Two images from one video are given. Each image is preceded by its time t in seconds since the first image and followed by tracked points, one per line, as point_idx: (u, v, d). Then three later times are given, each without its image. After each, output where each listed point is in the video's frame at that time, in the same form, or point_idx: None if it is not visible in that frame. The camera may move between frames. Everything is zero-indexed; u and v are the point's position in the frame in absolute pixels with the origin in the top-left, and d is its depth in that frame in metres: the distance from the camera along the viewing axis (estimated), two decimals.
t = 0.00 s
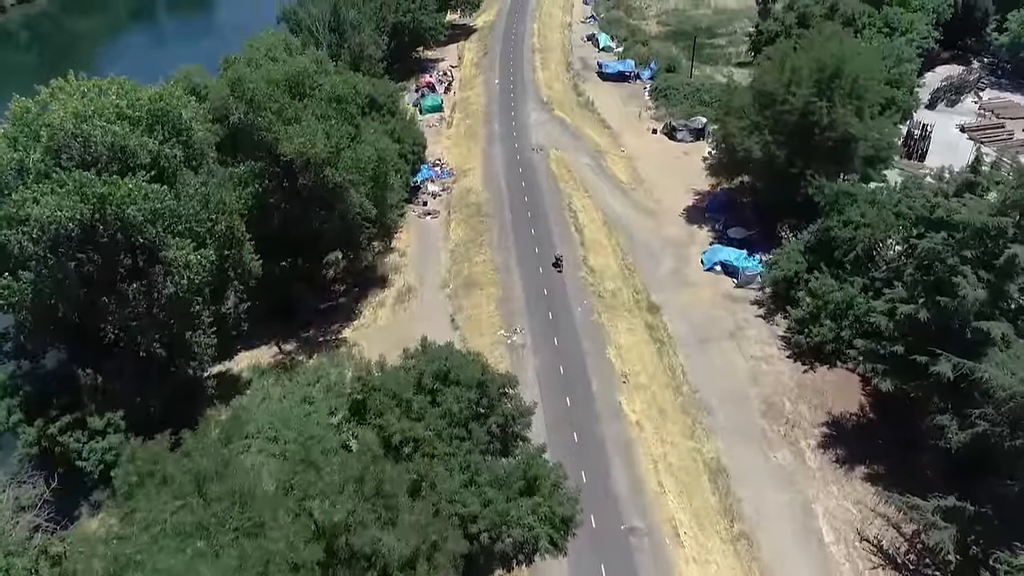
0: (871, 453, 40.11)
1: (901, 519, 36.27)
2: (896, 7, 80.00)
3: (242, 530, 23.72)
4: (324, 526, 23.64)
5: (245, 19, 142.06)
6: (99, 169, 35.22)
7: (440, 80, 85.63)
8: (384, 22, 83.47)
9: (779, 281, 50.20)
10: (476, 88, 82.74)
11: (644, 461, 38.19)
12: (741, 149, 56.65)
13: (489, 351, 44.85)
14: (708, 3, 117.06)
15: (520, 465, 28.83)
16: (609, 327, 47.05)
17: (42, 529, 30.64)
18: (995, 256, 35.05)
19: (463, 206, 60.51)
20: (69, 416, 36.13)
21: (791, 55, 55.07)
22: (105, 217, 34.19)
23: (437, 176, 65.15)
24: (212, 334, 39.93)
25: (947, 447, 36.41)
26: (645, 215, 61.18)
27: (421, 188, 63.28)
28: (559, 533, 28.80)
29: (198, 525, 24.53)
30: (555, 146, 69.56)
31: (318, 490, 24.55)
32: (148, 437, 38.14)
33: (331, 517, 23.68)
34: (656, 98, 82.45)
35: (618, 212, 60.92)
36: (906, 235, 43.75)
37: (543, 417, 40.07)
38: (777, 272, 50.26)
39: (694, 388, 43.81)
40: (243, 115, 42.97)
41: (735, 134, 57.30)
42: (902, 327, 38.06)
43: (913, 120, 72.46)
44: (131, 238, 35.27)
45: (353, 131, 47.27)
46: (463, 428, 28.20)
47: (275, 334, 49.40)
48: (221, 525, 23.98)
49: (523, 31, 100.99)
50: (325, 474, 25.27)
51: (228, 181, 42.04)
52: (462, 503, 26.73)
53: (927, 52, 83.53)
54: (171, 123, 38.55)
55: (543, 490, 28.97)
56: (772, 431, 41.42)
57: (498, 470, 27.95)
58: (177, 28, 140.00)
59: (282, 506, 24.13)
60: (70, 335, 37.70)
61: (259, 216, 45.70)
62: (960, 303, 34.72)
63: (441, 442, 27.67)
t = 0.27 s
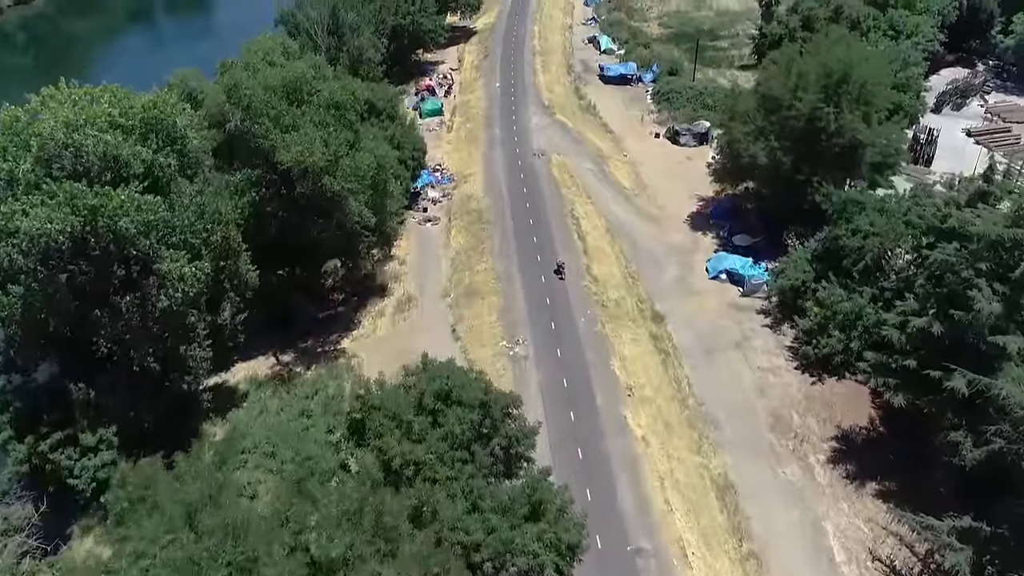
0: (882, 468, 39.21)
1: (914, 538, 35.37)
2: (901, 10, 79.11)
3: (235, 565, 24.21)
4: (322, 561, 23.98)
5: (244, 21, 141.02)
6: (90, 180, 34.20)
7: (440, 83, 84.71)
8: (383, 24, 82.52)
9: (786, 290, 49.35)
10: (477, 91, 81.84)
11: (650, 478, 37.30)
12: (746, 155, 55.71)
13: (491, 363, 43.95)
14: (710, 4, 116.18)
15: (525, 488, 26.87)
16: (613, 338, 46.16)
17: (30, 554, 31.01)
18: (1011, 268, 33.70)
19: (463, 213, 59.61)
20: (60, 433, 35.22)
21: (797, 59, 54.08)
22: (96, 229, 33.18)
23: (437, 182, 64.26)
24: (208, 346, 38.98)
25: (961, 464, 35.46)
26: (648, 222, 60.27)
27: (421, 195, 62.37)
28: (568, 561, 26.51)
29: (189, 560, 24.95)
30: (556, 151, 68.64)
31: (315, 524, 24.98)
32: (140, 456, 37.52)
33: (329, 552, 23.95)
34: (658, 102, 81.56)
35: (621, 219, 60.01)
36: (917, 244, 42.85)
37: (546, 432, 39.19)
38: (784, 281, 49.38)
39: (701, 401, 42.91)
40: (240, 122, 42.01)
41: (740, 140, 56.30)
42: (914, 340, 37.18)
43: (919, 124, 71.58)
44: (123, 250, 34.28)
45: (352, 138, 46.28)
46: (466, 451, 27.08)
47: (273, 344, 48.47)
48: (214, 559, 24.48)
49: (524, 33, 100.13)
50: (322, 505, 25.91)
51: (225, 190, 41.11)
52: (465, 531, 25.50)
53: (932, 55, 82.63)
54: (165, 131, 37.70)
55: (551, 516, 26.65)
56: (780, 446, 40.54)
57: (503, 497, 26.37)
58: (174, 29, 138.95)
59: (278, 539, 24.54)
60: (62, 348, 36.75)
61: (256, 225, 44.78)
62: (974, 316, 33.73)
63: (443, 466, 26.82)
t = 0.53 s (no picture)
0: (894, 485, 38.31)
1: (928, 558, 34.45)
2: (906, 12, 78.21)
3: None
4: None
5: (243, 22, 139.99)
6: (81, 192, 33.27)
7: (440, 87, 83.81)
8: (383, 27, 81.94)
9: (793, 300, 48.49)
10: (477, 95, 80.93)
11: (657, 496, 36.42)
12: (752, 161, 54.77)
13: (492, 376, 43.06)
14: (712, 6, 115.28)
15: (529, 515, 25.40)
16: (617, 349, 45.25)
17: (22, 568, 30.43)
18: None
19: (464, 219, 58.69)
20: (51, 450, 34.43)
21: (804, 64, 53.11)
22: (87, 242, 32.23)
23: (437, 188, 63.34)
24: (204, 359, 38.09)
25: (976, 482, 34.54)
26: (652, 229, 59.37)
27: (421, 201, 61.49)
28: None
29: None
30: (558, 156, 67.73)
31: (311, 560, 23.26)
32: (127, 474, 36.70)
33: None
34: (661, 106, 80.68)
35: (624, 226, 59.12)
36: (928, 254, 41.99)
37: (550, 448, 38.32)
38: (792, 291, 48.55)
39: (707, 414, 42.00)
40: (236, 129, 41.09)
41: (745, 146, 55.31)
42: (927, 354, 36.29)
43: (925, 129, 70.64)
44: (116, 263, 33.32)
45: (351, 145, 45.33)
46: (469, 474, 26.03)
47: (271, 356, 47.50)
48: None
49: (525, 35, 99.21)
50: (320, 538, 24.25)
51: (221, 199, 40.20)
52: (468, 560, 23.83)
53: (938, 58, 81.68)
54: (159, 140, 36.65)
55: (556, 543, 25.04)
56: (789, 461, 39.63)
57: (507, 524, 24.96)
58: (173, 31, 137.83)
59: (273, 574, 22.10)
60: (53, 362, 35.87)
61: (253, 234, 43.91)
62: (989, 331, 32.72)
63: (446, 491, 25.46)
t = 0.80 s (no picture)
0: (905, 501, 37.44)
1: None
2: (911, 15, 77.33)
3: None
4: None
5: (241, 23, 138.90)
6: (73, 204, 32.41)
7: (440, 90, 82.86)
8: (383, 30, 81.68)
9: (801, 310, 47.63)
10: (478, 99, 80.00)
11: (663, 514, 35.58)
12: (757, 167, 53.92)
13: (494, 389, 42.15)
14: (714, 7, 114.40)
15: (534, 543, 24.06)
16: (622, 361, 44.34)
17: None
18: None
19: (465, 226, 57.74)
20: (43, 468, 33.54)
21: (810, 69, 52.17)
22: (78, 255, 31.41)
23: (437, 194, 62.40)
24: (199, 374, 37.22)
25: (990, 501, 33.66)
26: (656, 236, 58.44)
27: (421, 207, 60.56)
28: None
29: None
30: (560, 161, 66.82)
31: None
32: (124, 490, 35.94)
33: None
34: (663, 109, 79.78)
35: (628, 232, 58.21)
36: (940, 265, 41.08)
37: (554, 464, 37.47)
38: (799, 301, 47.69)
39: (714, 428, 41.10)
40: (233, 137, 40.20)
41: (751, 152, 54.44)
42: (940, 369, 35.32)
43: (931, 133, 69.74)
44: (108, 276, 32.48)
45: (350, 152, 44.41)
46: (471, 500, 25.26)
47: (268, 367, 46.43)
48: None
49: (526, 38, 98.27)
50: None
51: (217, 209, 39.30)
52: None
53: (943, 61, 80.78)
54: (153, 149, 35.80)
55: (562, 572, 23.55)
56: (798, 477, 38.71)
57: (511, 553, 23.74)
58: (171, 32, 136.53)
59: None
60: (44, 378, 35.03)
61: (250, 244, 43.03)
62: (1006, 347, 31.41)
63: (447, 518, 24.69)
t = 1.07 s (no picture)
0: (917, 519, 36.52)
1: None
2: (917, 18, 76.42)
3: None
4: None
5: (241, 25, 137.89)
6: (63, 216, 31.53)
7: (440, 93, 81.93)
8: (382, 33, 81.15)
9: (808, 320, 46.75)
10: (478, 102, 79.09)
11: (670, 534, 34.68)
12: (762, 174, 52.95)
13: (496, 403, 41.28)
14: (716, 9, 113.49)
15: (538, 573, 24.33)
16: (626, 373, 43.46)
17: None
18: None
19: (465, 233, 56.84)
20: (32, 488, 32.39)
21: (818, 74, 51.22)
22: (68, 269, 30.51)
23: (437, 200, 61.47)
24: (194, 390, 36.28)
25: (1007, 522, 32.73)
26: (659, 243, 57.56)
27: (421, 214, 59.66)
28: None
29: None
30: (562, 166, 65.89)
31: None
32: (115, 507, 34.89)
33: None
34: (666, 113, 78.89)
35: (631, 240, 57.35)
36: (952, 276, 40.18)
37: (558, 482, 36.58)
38: (806, 311, 46.83)
39: (721, 443, 40.21)
40: (229, 145, 39.34)
41: (756, 159, 53.52)
42: (954, 384, 34.36)
43: (937, 138, 68.84)
44: (99, 291, 31.54)
45: (349, 161, 43.51)
46: (475, 527, 24.61)
47: (265, 379, 45.46)
48: None
49: (527, 40, 97.32)
50: None
51: (212, 218, 38.35)
52: None
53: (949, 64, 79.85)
54: (147, 159, 34.80)
55: None
56: (807, 493, 37.81)
57: None
58: (170, 35, 135.40)
59: None
60: (34, 392, 33.99)
61: (246, 254, 42.12)
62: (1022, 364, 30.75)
63: (450, 547, 24.01)
